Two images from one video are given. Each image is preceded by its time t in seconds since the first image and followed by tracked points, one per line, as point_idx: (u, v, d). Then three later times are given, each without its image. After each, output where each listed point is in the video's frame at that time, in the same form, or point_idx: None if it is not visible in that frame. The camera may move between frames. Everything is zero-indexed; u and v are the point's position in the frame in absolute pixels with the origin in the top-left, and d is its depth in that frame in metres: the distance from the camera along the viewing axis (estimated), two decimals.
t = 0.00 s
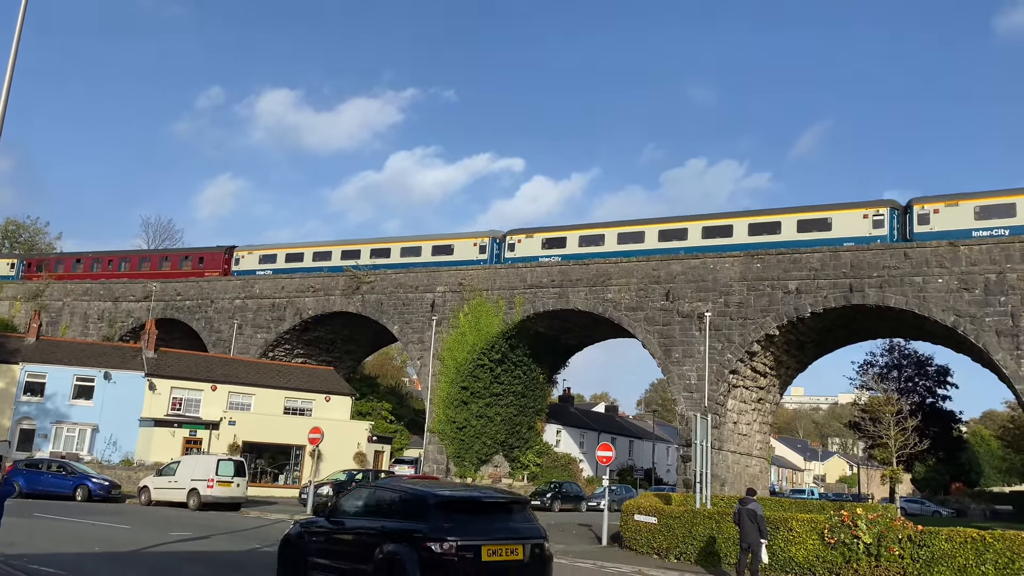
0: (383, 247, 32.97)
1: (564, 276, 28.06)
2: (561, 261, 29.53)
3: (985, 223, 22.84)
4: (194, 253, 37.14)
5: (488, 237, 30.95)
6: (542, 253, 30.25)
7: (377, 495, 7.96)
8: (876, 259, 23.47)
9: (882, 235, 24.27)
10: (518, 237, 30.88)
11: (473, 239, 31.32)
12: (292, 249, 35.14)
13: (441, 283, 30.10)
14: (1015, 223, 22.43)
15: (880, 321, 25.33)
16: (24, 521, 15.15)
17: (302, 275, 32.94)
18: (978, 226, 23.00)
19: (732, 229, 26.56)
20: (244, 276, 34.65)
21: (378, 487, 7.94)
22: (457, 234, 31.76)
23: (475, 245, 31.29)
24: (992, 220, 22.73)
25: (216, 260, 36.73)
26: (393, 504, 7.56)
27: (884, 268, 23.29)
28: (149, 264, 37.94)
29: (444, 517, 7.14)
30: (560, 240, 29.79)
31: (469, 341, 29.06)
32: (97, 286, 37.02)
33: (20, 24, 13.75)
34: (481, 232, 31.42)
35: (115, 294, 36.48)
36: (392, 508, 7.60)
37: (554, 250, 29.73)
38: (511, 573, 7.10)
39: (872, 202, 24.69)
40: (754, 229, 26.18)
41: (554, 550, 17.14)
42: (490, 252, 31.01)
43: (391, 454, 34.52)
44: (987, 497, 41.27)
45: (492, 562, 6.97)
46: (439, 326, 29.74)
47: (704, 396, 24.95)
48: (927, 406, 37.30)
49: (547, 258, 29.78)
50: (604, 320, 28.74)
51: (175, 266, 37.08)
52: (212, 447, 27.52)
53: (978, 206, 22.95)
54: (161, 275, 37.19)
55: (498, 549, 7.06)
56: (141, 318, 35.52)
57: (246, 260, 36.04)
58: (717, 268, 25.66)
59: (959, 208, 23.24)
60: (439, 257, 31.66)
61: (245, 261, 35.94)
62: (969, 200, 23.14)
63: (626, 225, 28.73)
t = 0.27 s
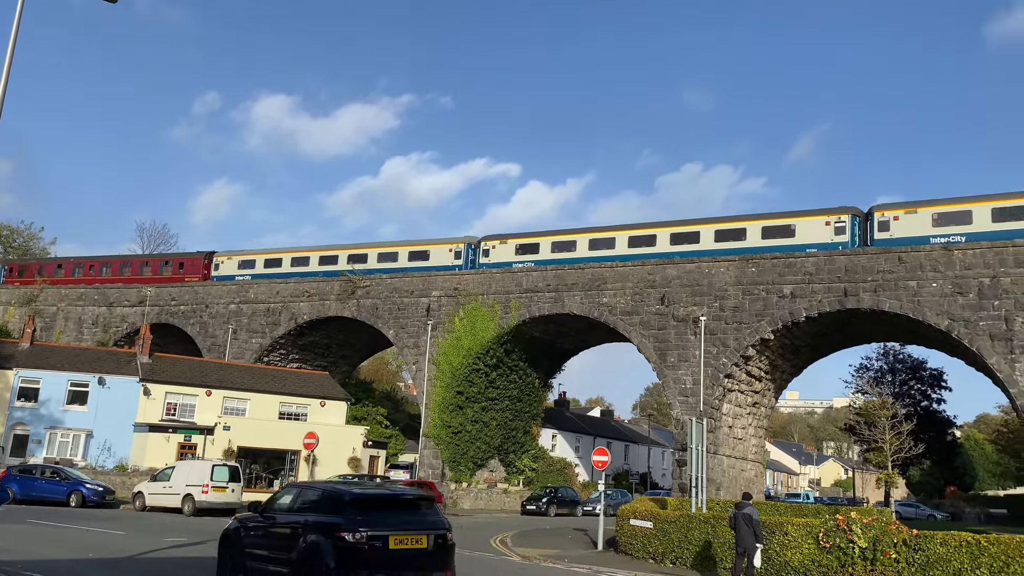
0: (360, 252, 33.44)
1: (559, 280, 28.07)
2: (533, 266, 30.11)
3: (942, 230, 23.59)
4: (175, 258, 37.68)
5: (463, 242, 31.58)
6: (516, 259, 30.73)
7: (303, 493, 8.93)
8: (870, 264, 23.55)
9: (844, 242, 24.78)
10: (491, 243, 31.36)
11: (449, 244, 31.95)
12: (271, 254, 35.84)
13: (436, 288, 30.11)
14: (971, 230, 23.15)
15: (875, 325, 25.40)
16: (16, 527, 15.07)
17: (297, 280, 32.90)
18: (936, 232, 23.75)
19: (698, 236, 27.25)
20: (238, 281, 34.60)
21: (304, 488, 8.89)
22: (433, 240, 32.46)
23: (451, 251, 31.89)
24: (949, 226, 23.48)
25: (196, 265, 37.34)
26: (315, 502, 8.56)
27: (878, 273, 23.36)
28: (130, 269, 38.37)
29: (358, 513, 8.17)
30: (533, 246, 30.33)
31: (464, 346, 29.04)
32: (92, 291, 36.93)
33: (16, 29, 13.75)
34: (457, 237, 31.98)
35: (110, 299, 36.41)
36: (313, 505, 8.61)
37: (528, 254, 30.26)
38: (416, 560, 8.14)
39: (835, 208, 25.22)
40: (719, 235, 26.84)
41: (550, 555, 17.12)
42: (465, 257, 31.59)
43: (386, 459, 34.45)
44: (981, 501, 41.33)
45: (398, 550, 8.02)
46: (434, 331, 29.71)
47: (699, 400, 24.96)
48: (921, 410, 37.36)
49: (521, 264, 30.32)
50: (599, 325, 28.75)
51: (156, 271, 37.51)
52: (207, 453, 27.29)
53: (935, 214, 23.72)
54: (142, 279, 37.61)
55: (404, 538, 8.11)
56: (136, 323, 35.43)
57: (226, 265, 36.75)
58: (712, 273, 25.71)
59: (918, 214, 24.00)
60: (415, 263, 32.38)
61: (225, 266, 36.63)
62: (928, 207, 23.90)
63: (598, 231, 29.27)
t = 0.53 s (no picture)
0: (336, 258, 33.87)
1: (552, 284, 28.08)
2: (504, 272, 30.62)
3: (899, 236, 24.25)
4: (151, 265, 37.74)
5: (437, 249, 32.16)
6: (488, 264, 31.15)
7: (239, 494, 9.66)
8: (861, 268, 23.64)
9: (805, 247, 25.26)
10: (464, 249, 31.83)
11: (422, 251, 32.52)
12: (247, 259, 36.09)
13: (429, 292, 30.08)
14: (926, 236, 23.84)
15: (867, 328, 25.47)
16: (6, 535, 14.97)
17: (289, 285, 32.84)
18: (892, 238, 24.41)
19: (664, 241, 27.80)
20: (231, 286, 34.51)
21: (239, 489, 9.61)
22: (407, 245, 32.96)
23: (424, 256, 32.49)
24: (904, 233, 24.16)
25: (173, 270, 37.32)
26: (248, 502, 9.29)
27: (869, 276, 23.46)
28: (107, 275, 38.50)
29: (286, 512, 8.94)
30: (504, 252, 30.80)
31: (457, 351, 29.02)
32: (83, 297, 36.78)
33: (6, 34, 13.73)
34: (430, 244, 32.61)
35: (101, 304, 36.25)
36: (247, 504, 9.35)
37: (499, 260, 30.75)
38: (339, 552, 8.91)
39: (795, 216, 25.72)
40: (684, 241, 27.47)
41: (544, 560, 17.10)
42: (437, 263, 32.19)
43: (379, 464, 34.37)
44: (973, 503, 41.45)
45: (320, 544, 8.79)
46: (427, 336, 29.68)
47: (693, 404, 25.00)
48: (913, 412, 37.48)
49: (492, 269, 30.76)
50: (592, 329, 28.77)
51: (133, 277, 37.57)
52: (199, 459, 27.39)
53: (892, 220, 24.36)
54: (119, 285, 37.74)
55: (326, 533, 8.89)
56: (128, 328, 35.28)
57: (203, 270, 36.91)
58: (705, 277, 25.76)
59: (876, 221, 24.63)
60: (389, 268, 32.79)
61: (202, 271, 36.81)
62: (885, 214, 24.56)
63: (567, 237, 29.78)
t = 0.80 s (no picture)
0: (307, 264, 33.86)
1: (543, 289, 28.05)
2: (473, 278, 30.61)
3: (855, 242, 24.73)
4: (125, 271, 37.73)
5: (408, 255, 32.09)
6: (458, 271, 31.08)
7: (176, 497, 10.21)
8: (851, 272, 23.71)
9: (764, 254, 25.68)
10: (435, 255, 31.79)
11: (393, 257, 32.42)
12: (220, 266, 36.06)
13: (419, 298, 30.01)
14: (881, 243, 24.38)
15: (856, 332, 25.56)
16: None
17: (279, 290, 32.71)
18: (847, 245, 24.90)
19: (628, 249, 28.12)
20: (220, 292, 34.34)
21: (179, 493, 10.14)
22: (378, 252, 32.88)
23: (395, 263, 32.40)
24: (859, 239, 24.70)
25: (146, 276, 37.31)
26: (185, 503, 9.84)
27: (859, 281, 23.54)
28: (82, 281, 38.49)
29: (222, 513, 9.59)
30: (474, 258, 30.82)
31: (448, 356, 28.93)
32: (71, 303, 36.53)
33: None
34: (402, 250, 32.54)
35: (89, 310, 36.02)
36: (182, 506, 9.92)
37: (469, 266, 30.71)
38: (270, 548, 9.58)
39: (755, 223, 26.08)
40: (649, 247, 27.75)
41: (536, 566, 17.05)
42: (409, 269, 32.11)
43: (370, 471, 34.25)
44: (962, 506, 41.65)
45: (252, 541, 9.47)
46: (418, 341, 29.60)
47: (683, 408, 25.02)
48: (902, 416, 37.64)
49: (462, 275, 30.72)
50: (583, 334, 28.76)
51: (107, 283, 37.57)
52: (188, 466, 27.14)
53: (846, 227, 24.90)
54: (93, 291, 37.75)
55: (257, 531, 9.56)
56: (116, 334, 35.05)
57: (176, 277, 36.88)
58: (695, 282, 25.79)
59: (833, 228, 25.09)
60: (361, 275, 32.70)
61: (175, 278, 36.76)
62: (842, 222, 25.04)
63: (535, 244, 29.93)
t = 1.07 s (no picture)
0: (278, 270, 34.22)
1: (532, 294, 28.03)
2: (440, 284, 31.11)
3: (809, 249, 25.27)
4: (97, 276, 37.46)
5: (377, 261, 32.53)
6: (426, 277, 31.61)
7: (111, 501, 10.96)
8: (837, 277, 23.81)
9: (722, 260, 26.29)
10: (403, 261, 32.36)
11: (362, 263, 32.78)
12: (191, 271, 35.98)
13: (407, 302, 29.94)
14: (835, 249, 24.90)
15: (843, 337, 25.65)
16: None
17: (266, 295, 32.54)
18: (803, 252, 25.41)
19: (591, 254, 28.65)
20: (206, 297, 34.13)
21: (117, 497, 10.88)
22: (347, 258, 33.25)
23: (364, 269, 32.74)
24: (814, 246, 25.25)
25: (118, 282, 37.00)
26: (123, 507, 10.67)
27: (846, 285, 23.63)
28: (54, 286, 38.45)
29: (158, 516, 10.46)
30: (442, 264, 31.25)
31: (436, 361, 28.86)
32: (55, 308, 36.23)
33: None
34: (370, 256, 32.95)
35: (74, 315, 35.73)
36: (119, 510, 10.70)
37: (437, 272, 31.19)
38: (202, 548, 10.53)
39: (712, 230, 26.74)
40: (611, 254, 28.30)
41: (524, 573, 16.98)
42: (377, 275, 32.52)
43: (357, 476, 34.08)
44: (949, 509, 41.84)
45: (187, 541, 10.39)
46: (406, 346, 29.50)
47: (671, 413, 25.02)
48: (889, 419, 37.79)
49: (430, 281, 31.19)
50: (571, 338, 28.76)
51: (79, 288, 37.61)
52: (174, 472, 26.94)
53: (802, 235, 25.42)
54: (66, 296, 37.83)
55: (191, 532, 10.50)
56: (101, 339, 34.77)
57: (147, 282, 36.77)
58: (683, 286, 25.82)
59: (788, 235, 25.58)
60: (330, 280, 33.12)
61: (147, 284, 36.66)
62: (797, 229, 25.55)
63: (501, 250, 30.36)
